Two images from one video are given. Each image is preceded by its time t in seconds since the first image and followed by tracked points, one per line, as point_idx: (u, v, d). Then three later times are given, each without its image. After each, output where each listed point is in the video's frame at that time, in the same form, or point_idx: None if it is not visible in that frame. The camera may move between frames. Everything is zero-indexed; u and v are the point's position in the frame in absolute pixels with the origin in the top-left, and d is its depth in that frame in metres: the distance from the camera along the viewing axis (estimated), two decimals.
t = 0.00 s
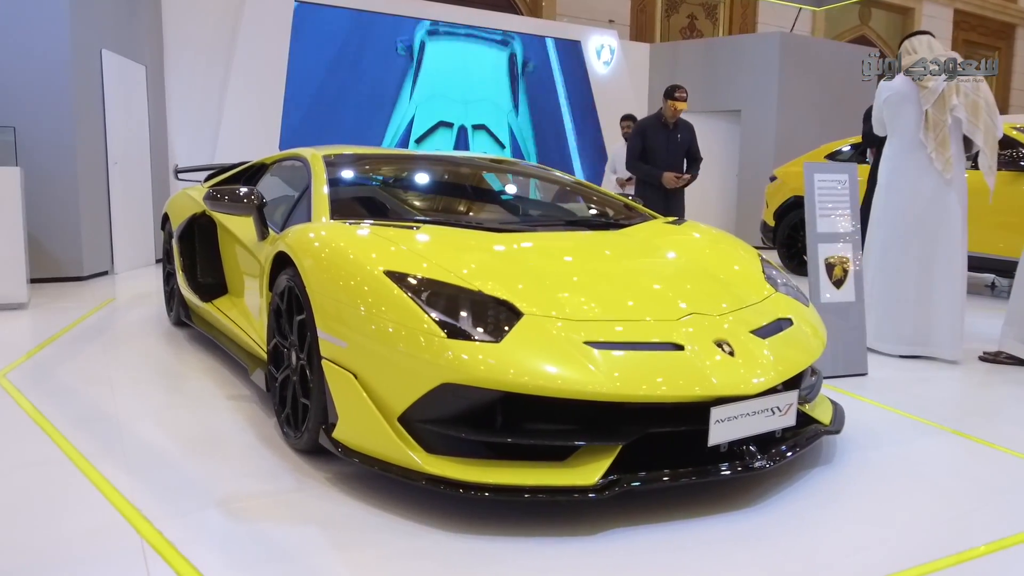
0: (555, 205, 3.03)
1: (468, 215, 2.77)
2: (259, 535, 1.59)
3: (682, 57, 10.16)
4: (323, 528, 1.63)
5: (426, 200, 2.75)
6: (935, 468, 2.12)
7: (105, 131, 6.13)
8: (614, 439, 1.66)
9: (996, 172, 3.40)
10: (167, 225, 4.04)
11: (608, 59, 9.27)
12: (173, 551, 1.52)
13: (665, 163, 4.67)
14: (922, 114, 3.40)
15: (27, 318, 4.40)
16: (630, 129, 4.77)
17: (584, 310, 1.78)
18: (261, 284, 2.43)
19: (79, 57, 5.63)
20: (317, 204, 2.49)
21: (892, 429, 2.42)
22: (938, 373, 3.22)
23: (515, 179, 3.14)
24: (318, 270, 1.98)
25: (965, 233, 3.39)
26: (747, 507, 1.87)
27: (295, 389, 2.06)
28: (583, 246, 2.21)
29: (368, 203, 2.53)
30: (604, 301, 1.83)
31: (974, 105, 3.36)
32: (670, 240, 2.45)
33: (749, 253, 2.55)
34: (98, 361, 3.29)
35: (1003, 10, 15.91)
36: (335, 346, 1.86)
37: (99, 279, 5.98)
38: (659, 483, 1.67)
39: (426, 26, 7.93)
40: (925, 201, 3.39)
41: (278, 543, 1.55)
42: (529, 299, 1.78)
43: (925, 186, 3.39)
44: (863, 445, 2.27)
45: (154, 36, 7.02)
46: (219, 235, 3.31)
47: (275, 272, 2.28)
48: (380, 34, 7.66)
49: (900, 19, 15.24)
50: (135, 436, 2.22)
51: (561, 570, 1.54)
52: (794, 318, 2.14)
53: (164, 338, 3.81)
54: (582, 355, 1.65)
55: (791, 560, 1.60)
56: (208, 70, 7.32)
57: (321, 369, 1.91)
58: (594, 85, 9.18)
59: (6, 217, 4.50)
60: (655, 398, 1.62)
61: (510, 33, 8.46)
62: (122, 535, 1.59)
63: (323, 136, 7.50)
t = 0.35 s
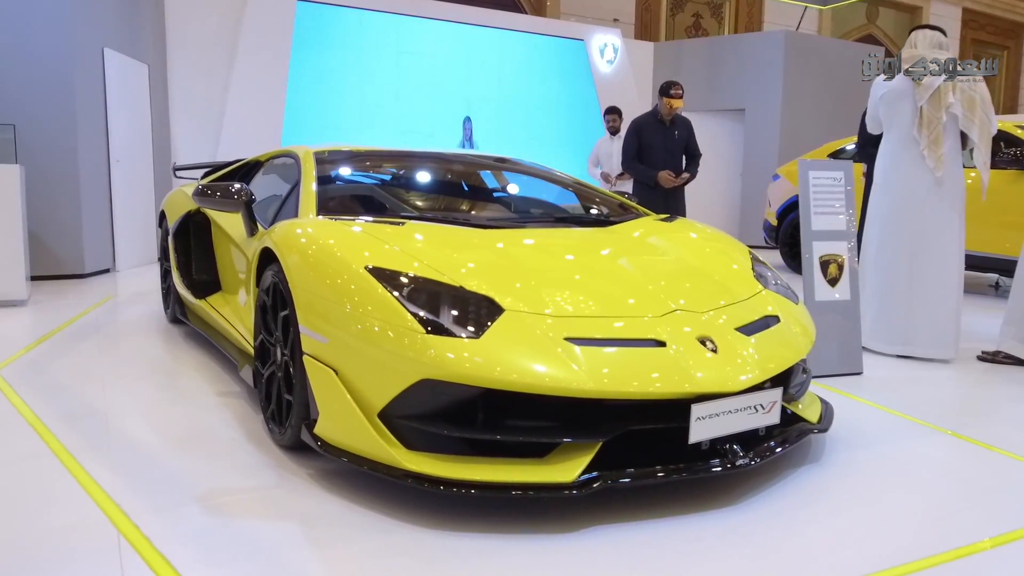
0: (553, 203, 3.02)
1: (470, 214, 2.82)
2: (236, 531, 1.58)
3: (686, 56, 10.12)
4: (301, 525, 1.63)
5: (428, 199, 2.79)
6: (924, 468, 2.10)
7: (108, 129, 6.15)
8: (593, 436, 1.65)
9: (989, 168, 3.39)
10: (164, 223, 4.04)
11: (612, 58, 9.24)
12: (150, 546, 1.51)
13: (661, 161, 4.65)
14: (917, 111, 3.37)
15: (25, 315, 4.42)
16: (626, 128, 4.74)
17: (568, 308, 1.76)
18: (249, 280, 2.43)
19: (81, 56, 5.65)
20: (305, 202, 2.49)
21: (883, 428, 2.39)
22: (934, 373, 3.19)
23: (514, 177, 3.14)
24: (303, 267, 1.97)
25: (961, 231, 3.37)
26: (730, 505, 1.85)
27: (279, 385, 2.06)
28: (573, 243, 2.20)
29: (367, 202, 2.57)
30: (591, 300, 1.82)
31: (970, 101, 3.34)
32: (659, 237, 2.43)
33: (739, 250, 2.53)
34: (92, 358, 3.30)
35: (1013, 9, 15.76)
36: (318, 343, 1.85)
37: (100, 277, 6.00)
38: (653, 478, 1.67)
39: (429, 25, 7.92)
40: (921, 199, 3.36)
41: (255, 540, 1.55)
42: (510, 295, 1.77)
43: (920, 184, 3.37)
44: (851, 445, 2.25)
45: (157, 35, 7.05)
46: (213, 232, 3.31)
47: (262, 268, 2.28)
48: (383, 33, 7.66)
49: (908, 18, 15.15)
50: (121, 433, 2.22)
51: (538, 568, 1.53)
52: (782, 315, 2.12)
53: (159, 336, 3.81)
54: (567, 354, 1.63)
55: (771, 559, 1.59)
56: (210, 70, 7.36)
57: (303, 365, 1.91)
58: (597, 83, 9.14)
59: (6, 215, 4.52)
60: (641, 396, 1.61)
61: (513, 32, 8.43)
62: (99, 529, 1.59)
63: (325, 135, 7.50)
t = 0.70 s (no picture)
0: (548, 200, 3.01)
1: (477, 213, 2.84)
2: (216, 526, 1.59)
3: (692, 55, 10.08)
4: (281, 520, 1.63)
5: (433, 200, 2.82)
6: (913, 467, 2.08)
7: (113, 128, 6.18)
8: (575, 433, 1.64)
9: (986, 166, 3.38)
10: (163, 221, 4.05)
11: (617, 57, 9.22)
12: (130, 540, 1.52)
13: (656, 157, 4.62)
14: (916, 109, 3.35)
15: (27, 312, 4.45)
16: (617, 126, 4.72)
17: (552, 305, 1.76)
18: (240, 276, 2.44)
19: (85, 56, 5.68)
20: (294, 200, 2.49)
21: (875, 428, 2.38)
22: (931, 372, 3.16)
23: (510, 174, 3.13)
24: (289, 263, 1.97)
25: (959, 230, 3.35)
26: (715, 503, 1.84)
27: (266, 381, 2.06)
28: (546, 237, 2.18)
29: (366, 200, 2.59)
30: (579, 298, 1.80)
31: (969, 99, 3.32)
32: (651, 234, 2.42)
33: (731, 247, 2.52)
34: (89, 354, 3.32)
35: None
36: (303, 339, 1.85)
37: (104, 275, 6.03)
38: (649, 473, 1.68)
39: (433, 25, 7.93)
40: (919, 198, 3.33)
41: (234, 535, 1.55)
42: (494, 292, 1.76)
43: (917, 183, 3.34)
44: (840, 444, 2.23)
45: (162, 35, 7.08)
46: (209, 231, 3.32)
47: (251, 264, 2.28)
48: (386, 32, 7.66)
49: (918, 17, 15.04)
50: (111, 428, 2.24)
51: (516, 565, 1.52)
52: (772, 313, 2.10)
53: (158, 333, 3.83)
54: (551, 352, 1.63)
55: (750, 558, 1.58)
56: (215, 70, 7.40)
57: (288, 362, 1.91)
58: (602, 82, 9.13)
59: (9, 212, 4.55)
60: (628, 393, 1.61)
61: (517, 31, 8.41)
62: (81, 523, 1.60)
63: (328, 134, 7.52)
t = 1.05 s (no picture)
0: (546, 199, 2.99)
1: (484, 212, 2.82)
2: (199, 523, 1.58)
3: (702, 54, 10.03)
4: (265, 518, 1.62)
5: (441, 200, 2.83)
6: (910, 471, 2.04)
7: (121, 127, 6.22)
8: (561, 433, 1.62)
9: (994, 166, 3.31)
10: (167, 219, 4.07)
11: (626, 56, 9.18)
12: (111, 537, 1.52)
13: (655, 156, 4.60)
14: (922, 109, 3.30)
15: (33, 309, 4.49)
16: (618, 125, 4.73)
17: (540, 304, 1.74)
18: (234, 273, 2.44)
19: (94, 56, 5.72)
20: (289, 198, 2.48)
21: (873, 430, 2.34)
22: (935, 374, 3.12)
23: (510, 172, 3.11)
24: (280, 261, 1.96)
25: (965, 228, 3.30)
26: (705, 504, 1.82)
27: (256, 379, 2.06)
28: (535, 234, 2.16)
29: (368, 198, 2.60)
30: (568, 297, 1.78)
31: (977, 98, 3.25)
32: (647, 231, 2.40)
33: (728, 246, 2.49)
34: (90, 351, 3.33)
35: None
36: (291, 337, 1.85)
37: (112, 273, 6.07)
38: (645, 473, 1.67)
39: (441, 24, 7.92)
40: (925, 198, 3.30)
41: (216, 532, 1.55)
42: (482, 290, 1.74)
43: (923, 182, 3.30)
44: (836, 446, 2.20)
45: (171, 34, 7.12)
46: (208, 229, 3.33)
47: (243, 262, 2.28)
48: (394, 31, 7.66)
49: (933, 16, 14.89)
50: (104, 425, 2.24)
51: (498, 565, 1.51)
52: (767, 313, 2.07)
53: (160, 331, 3.85)
54: (539, 351, 1.61)
55: (735, 560, 1.55)
56: (223, 69, 7.43)
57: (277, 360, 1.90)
58: (611, 81, 9.09)
59: (16, 210, 4.59)
60: (628, 392, 1.60)
61: (526, 30, 8.38)
62: (66, 518, 1.60)
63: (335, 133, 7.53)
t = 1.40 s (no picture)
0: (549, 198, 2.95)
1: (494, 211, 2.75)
2: (184, 522, 1.57)
3: (716, 53, 9.94)
4: (251, 517, 1.61)
5: (452, 200, 2.77)
6: (914, 475, 1.99)
7: (134, 126, 6.26)
8: (549, 433, 1.59)
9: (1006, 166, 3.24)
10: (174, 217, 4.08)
11: (639, 55, 9.12)
12: (95, 535, 1.51)
13: (665, 154, 4.56)
14: (934, 106, 3.23)
15: (45, 306, 4.53)
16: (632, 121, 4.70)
17: (532, 302, 1.70)
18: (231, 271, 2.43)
19: (106, 55, 5.76)
20: (286, 196, 2.47)
21: (877, 433, 2.28)
22: (946, 376, 3.05)
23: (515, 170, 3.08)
24: (273, 258, 1.94)
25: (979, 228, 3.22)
26: (701, 507, 1.78)
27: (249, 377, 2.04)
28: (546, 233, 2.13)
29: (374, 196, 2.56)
30: (562, 297, 1.75)
31: (989, 96, 3.18)
32: (648, 229, 2.35)
33: (732, 244, 2.44)
34: (95, 348, 3.35)
35: None
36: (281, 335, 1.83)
37: (124, 271, 6.12)
38: (647, 474, 1.64)
39: (452, 22, 7.91)
40: (936, 197, 3.23)
41: (200, 531, 1.53)
42: (472, 288, 1.71)
43: (934, 181, 3.23)
44: (839, 449, 2.15)
45: (184, 34, 7.17)
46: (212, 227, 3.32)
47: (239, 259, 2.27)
48: (405, 30, 7.66)
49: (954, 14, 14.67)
50: (101, 422, 2.24)
51: (484, 567, 1.48)
52: (768, 313, 2.03)
53: (166, 329, 3.86)
54: (530, 351, 1.58)
55: (726, 565, 1.51)
56: (236, 68, 7.47)
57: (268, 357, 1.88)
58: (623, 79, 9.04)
59: (28, 208, 4.63)
60: (630, 391, 1.57)
61: (537, 28, 8.35)
62: (52, 514, 1.60)
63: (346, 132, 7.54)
